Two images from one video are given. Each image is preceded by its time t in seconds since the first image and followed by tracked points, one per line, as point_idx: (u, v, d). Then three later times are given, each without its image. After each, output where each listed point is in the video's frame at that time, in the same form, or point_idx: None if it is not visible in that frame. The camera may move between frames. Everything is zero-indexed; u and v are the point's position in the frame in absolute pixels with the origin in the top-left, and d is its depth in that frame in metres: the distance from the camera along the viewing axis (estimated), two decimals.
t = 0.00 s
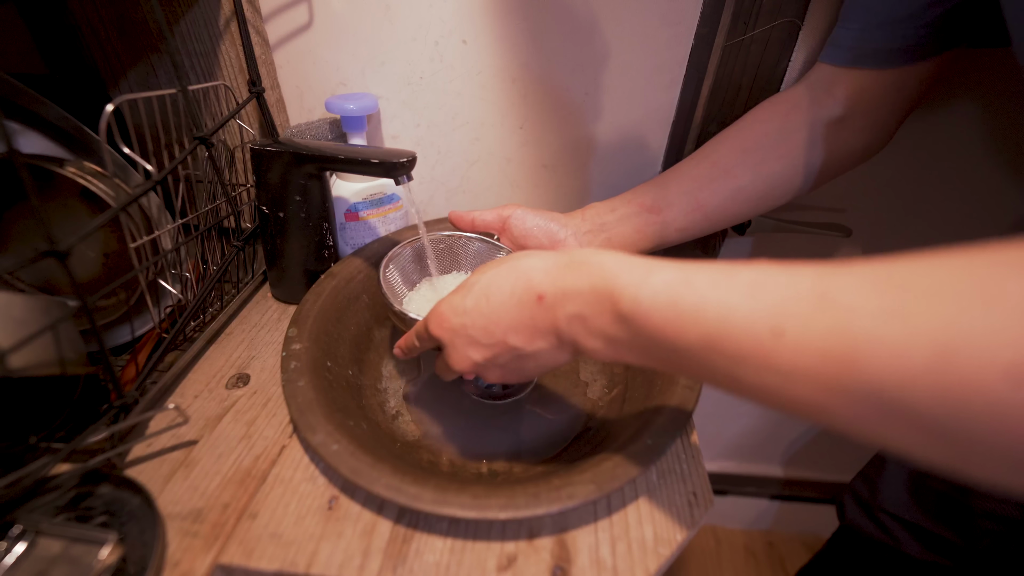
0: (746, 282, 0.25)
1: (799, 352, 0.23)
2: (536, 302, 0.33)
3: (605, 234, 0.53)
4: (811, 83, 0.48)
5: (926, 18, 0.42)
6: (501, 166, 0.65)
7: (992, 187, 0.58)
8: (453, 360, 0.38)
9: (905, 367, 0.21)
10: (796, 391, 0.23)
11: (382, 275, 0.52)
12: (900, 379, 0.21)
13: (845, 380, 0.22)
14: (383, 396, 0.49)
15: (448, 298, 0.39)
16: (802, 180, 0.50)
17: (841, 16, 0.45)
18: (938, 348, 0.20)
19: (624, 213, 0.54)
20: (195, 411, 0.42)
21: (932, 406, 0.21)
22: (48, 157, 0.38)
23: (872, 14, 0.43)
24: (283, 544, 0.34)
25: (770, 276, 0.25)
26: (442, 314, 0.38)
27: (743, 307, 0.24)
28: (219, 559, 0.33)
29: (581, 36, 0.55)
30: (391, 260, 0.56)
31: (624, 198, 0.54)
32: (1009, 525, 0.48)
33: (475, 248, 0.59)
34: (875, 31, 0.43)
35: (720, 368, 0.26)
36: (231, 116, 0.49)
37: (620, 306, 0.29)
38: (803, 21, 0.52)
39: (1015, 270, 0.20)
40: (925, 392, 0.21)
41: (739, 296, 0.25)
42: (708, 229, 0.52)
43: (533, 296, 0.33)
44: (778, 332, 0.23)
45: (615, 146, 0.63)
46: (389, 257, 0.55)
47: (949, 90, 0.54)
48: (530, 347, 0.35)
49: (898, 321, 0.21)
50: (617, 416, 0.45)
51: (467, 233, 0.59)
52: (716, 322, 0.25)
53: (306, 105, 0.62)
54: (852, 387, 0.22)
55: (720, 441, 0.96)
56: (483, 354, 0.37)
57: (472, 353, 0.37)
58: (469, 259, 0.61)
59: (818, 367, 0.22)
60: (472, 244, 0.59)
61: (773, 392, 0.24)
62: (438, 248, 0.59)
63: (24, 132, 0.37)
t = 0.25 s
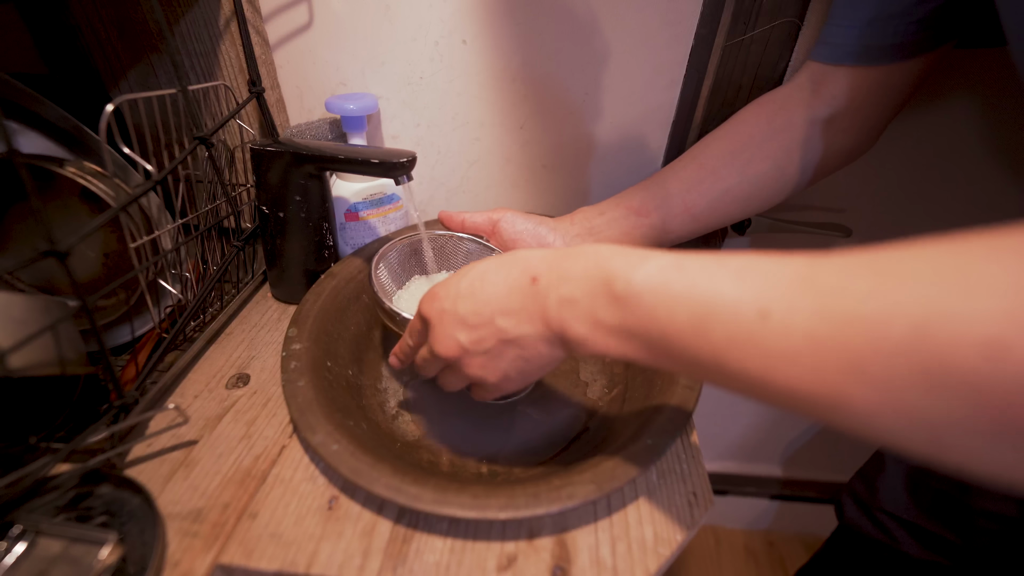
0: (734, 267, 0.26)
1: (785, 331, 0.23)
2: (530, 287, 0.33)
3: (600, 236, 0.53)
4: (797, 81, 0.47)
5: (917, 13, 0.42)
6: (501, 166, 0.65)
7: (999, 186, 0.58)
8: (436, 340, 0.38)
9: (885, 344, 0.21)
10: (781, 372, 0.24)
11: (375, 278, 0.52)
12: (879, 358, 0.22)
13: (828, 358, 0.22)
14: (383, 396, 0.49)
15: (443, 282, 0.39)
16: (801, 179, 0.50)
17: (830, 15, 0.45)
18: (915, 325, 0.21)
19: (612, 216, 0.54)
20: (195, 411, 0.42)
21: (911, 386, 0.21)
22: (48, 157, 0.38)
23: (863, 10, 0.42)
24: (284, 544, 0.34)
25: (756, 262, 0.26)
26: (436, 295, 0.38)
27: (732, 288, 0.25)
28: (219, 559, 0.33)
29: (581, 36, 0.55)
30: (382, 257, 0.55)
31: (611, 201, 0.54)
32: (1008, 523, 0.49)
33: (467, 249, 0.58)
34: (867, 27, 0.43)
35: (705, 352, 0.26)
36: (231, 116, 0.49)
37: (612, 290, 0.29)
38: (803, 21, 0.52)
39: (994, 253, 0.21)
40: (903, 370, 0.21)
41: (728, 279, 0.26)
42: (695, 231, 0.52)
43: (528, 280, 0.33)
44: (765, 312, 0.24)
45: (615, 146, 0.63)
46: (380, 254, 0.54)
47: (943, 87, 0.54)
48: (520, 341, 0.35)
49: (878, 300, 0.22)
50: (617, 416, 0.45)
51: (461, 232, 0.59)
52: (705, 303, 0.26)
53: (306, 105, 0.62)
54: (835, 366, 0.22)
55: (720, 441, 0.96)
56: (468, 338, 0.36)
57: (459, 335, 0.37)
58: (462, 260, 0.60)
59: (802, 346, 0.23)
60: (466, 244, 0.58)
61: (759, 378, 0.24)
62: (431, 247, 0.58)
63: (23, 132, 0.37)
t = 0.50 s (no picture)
0: (733, 274, 0.26)
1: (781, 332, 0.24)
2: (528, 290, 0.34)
3: (599, 237, 0.53)
4: (797, 83, 0.47)
5: (915, 16, 0.41)
6: (501, 166, 0.65)
7: (996, 186, 0.57)
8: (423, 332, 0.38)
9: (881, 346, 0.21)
10: (778, 373, 0.24)
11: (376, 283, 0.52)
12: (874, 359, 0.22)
13: (825, 358, 0.22)
14: (383, 396, 0.49)
15: (443, 279, 0.39)
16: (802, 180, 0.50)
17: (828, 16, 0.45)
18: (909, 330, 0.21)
19: (613, 219, 0.54)
20: (195, 410, 0.42)
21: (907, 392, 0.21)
22: (49, 157, 0.38)
23: (860, 13, 0.43)
24: (284, 544, 0.34)
25: (755, 269, 0.26)
26: (436, 293, 0.38)
27: (730, 292, 0.25)
28: (219, 559, 0.33)
29: (581, 36, 0.55)
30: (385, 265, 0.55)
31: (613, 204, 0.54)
32: (1008, 523, 0.49)
33: (467, 248, 0.59)
34: (863, 30, 0.43)
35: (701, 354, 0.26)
36: (231, 116, 0.49)
37: (612, 294, 0.29)
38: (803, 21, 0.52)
39: (988, 261, 0.21)
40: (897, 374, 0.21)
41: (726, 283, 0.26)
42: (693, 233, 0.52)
43: (529, 283, 0.34)
44: (762, 314, 0.24)
45: (615, 145, 0.63)
46: (381, 263, 0.54)
47: (943, 86, 0.54)
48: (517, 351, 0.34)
49: (875, 304, 0.22)
50: (617, 416, 0.45)
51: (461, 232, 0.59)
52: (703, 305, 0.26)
53: (306, 105, 0.62)
54: (830, 366, 0.22)
55: (720, 440, 0.96)
56: (458, 332, 0.36)
57: (447, 328, 0.37)
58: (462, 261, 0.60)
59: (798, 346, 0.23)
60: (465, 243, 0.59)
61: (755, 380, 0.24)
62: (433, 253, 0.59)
63: (23, 132, 0.37)
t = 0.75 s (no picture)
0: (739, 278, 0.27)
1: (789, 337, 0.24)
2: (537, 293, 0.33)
3: (599, 237, 0.53)
4: (793, 82, 0.47)
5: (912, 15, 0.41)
6: (501, 166, 0.65)
7: (993, 184, 0.58)
8: (431, 339, 0.38)
9: (888, 352, 0.21)
10: (782, 376, 0.24)
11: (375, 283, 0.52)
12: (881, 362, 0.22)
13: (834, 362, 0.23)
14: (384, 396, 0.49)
15: (448, 282, 0.39)
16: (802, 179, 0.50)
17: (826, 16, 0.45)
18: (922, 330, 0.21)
19: (609, 215, 0.53)
20: (195, 411, 0.42)
21: (907, 397, 0.21)
22: (48, 157, 0.38)
23: (856, 12, 0.42)
24: (284, 544, 0.34)
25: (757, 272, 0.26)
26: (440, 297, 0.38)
27: (734, 296, 0.26)
28: (219, 559, 0.33)
29: (581, 36, 0.55)
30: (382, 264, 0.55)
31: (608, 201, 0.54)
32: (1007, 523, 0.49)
33: (466, 246, 0.59)
34: (859, 29, 0.43)
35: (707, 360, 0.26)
36: (231, 116, 0.49)
37: (618, 297, 0.29)
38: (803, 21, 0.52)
39: (993, 267, 0.21)
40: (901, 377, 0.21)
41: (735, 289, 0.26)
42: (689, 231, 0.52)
43: (534, 287, 0.34)
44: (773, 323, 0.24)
45: (615, 145, 0.63)
46: (380, 261, 0.54)
47: (944, 86, 0.54)
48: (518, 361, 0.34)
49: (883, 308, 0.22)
50: (617, 416, 0.45)
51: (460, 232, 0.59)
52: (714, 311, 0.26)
53: (306, 105, 0.62)
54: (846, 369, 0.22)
55: (720, 440, 0.96)
56: (466, 338, 0.36)
57: (456, 335, 0.37)
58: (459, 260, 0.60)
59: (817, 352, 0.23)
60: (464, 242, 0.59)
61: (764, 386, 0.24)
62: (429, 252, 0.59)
63: (23, 132, 0.37)
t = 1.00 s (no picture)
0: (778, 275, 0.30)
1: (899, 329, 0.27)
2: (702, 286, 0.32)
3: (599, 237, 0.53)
4: (793, 81, 0.47)
5: (911, 14, 0.42)
6: (501, 166, 0.65)
7: (992, 183, 0.58)
8: (567, 329, 0.35)
9: (956, 342, 0.26)
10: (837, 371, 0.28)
11: (375, 272, 0.51)
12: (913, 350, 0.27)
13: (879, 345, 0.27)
14: (384, 396, 0.49)
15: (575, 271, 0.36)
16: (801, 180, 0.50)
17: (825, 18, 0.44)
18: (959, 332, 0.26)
19: (607, 213, 0.53)
20: (195, 411, 0.42)
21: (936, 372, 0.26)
22: (48, 157, 0.38)
23: (856, 11, 0.42)
24: (284, 544, 0.34)
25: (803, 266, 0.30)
26: (580, 279, 0.35)
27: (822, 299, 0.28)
28: (219, 559, 0.33)
29: (581, 37, 0.55)
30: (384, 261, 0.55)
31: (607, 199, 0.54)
32: (1005, 523, 0.49)
33: (467, 250, 0.58)
34: (859, 29, 0.43)
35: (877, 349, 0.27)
36: (231, 116, 0.49)
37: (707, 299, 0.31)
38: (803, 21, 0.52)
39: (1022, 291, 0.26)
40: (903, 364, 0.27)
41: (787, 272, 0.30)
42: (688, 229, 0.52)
43: (697, 280, 0.32)
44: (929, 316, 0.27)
45: (615, 146, 0.63)
46: (383, 258, 0.53)
47: (944, 86, 0.54)
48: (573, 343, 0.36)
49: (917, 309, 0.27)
50: (617, 416, 0.45)
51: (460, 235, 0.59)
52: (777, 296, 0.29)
53: (306, 105, 0.62)
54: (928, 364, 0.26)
55: (721, 440, 0.96)
56: (619, 332, 0.34)
57: (602, 327, 0.34)
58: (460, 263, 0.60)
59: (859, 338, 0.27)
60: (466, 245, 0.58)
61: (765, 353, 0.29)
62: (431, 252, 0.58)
63: (23, 132, 0.37)
